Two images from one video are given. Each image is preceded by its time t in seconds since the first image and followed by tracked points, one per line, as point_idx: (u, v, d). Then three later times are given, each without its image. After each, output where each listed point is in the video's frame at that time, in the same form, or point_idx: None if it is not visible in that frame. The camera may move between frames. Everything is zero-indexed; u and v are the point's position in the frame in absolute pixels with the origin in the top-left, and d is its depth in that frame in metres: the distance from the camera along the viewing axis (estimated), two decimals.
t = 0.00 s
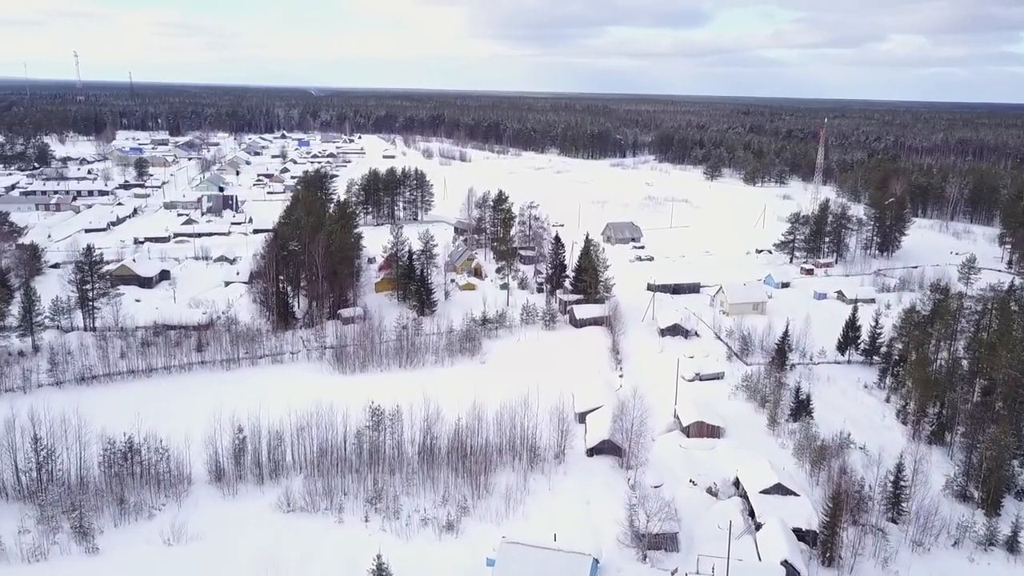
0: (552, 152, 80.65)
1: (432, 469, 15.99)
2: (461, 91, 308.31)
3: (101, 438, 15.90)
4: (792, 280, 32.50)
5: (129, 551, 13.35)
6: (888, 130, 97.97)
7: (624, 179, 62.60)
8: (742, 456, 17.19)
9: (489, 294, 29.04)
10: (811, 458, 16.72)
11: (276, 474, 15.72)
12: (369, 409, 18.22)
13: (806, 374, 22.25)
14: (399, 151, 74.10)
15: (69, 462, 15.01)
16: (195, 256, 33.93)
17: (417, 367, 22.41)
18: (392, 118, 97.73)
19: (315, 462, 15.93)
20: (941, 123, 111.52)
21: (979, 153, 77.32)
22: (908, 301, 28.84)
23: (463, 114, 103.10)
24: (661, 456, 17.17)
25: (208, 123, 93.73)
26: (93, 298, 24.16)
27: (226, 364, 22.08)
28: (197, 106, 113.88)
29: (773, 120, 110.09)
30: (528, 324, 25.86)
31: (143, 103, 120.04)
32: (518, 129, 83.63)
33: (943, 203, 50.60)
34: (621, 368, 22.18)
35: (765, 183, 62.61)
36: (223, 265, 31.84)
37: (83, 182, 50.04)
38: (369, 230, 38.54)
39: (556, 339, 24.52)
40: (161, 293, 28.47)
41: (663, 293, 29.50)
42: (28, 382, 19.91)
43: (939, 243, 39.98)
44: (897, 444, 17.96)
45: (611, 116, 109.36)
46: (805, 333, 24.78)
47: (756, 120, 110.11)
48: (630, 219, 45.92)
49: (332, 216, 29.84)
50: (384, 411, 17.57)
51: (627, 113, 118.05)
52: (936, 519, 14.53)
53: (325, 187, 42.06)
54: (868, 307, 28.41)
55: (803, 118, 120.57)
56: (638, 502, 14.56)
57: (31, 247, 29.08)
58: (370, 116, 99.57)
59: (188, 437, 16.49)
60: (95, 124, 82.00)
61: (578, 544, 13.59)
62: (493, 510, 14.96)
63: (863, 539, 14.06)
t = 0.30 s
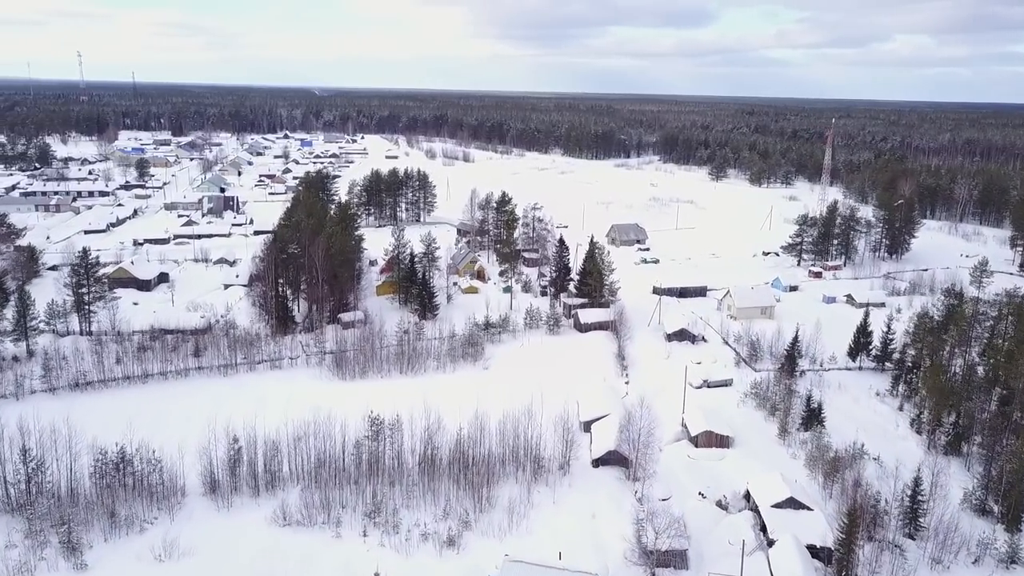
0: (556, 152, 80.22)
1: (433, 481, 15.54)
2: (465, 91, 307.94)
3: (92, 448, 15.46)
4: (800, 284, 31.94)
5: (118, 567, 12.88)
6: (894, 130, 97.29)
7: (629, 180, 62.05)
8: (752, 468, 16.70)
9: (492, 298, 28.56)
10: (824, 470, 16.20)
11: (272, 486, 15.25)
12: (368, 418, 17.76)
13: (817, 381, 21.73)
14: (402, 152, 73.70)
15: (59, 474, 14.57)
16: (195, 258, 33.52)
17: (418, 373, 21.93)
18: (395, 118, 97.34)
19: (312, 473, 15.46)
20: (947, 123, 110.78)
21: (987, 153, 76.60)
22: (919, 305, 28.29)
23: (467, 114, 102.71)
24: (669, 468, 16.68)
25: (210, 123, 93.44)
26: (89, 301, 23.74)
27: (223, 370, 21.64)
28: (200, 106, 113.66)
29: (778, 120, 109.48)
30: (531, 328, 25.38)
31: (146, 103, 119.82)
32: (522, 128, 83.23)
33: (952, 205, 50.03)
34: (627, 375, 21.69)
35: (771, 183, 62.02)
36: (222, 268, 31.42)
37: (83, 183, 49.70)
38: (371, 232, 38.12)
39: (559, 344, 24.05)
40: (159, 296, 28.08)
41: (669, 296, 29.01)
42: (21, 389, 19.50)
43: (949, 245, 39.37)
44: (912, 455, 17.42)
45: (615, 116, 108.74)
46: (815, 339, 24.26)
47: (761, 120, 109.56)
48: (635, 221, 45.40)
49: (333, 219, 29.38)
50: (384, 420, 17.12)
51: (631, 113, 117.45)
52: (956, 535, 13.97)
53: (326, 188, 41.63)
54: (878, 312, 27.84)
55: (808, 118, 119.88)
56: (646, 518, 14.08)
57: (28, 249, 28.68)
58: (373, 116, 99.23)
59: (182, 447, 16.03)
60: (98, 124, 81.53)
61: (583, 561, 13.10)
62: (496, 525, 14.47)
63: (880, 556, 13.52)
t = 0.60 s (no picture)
0: (560, 153, 79.76)
1: (433, 493, 15.06)
2: (468, 91, 307.47)
3: (83, 459, 15.00)
4: (809, 287, 31.39)
5: None
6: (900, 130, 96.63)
7: (634, 180, 61.54)
8: (763, 481, 16.20)
9: (495, 301, 28.10)
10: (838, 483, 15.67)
11: (268, 498, 14.78)
12: (368, 427, 17.30)
13: (828, 388, 21.21)
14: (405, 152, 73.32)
15: (48, 485, 14.11)
16: (194, 260, 33.11)
17: (419, 379, 21.47)
18: (398, 118, 96.99)
19: (309, 485, 14.99)
20: (954, 123, 110.18)
21: (995, 154, 75.97)
22: (931, 310, 27.73)
23: (470, 114, 102.28)
24: (677, 480, 16.18)
25: (213, 123, 93.14)
26: (85, 305, 23.33)
27: (221, 376, 21.21)
28: (203, 106, 113.43)
29: (783, 121, 108.83)
30: (535, 333, 24.89)
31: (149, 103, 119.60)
32: (526, 129, 82.75)
33: (961, 206, 49.43)
34: (633, 381, 21.18)
35: (777, 184, 61.49)
36: (222, 270, 31.01)
37: (84, 183, 49.37)
38: (373, 233, 37.71)
39: (563, 349, 23.59)
40: (157, 299, 27.69)
41: (675, 300, 28.53)
42: (13, 395, 19.06)
43: (959, 247, 38.80)
44: (927, 467, 16.87)
45: (619, 116, 108.22)
46: (825, 344, 23.74)
47: (766, 120, 108.93)
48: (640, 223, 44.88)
49: (334, 221, 28.94)
50: (384, 430, 16.66)
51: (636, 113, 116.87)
52: (977, 553, 13.42)
53: (328, 189, 41.21)
54: (889, 316, 27.29)
55: (814, 119, 119.23)
56: (654, 534, 13.61)
57: (25, 251, 28.28)
58: (376, 116, 98.85)
59: (175, 457, 15.56)
60: (100, 124, 81.21)
61: None
62: (499, 540, 13.98)
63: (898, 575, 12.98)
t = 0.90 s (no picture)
0: (564, 153, 79.25)
1: (434, 507, 14.57)
2: (471, 91, 307.89)
3: (73, 471, 14.55)
4: (818, 291, 30.85)
5: None
6: (907, 131, 95.94)
7: (638, 181, 61.04)
8: (774, 494, 15.70)
9: (498, 305, 27.62)
10: (852, 497, 15.13)
11: (263, 512, 14.28)
12: (367, 437, 16.82)
13: (839, 396, 20.67)
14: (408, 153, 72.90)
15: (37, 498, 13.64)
16: (193, 262, 32.70)
17: (420, 386, 20.99)
18: (401, 118, 96.61)
19: (306, 498, 14.52)
20: (960, 124, 109.44)
21: (1003, 155, 75.26)
22: (943, 314, 27.17)
23: (473, 114, 101.85)
24: (686, 493, 15.69)
25: (216, 123, 92.90)
26: (81, 309, 22.91)
27: (218, 382, 20.77)
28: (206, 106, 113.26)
29: (788, 121, 108.16)
30: (539, 338, 24.40)
31: (152, 103, 119.51)
32: (529, 129, 82.26)
33: (970, 208, 48.83)
34: (639, 389, 20.67)
35: (782, 185, 60.92)
36: (221, 273, 30.60)
37: (84, 184, 49.04)
38: (375, 235, 37.27)
39: (568, 354, 23.11)
40: (155, 302, 27.28)
41: (682, 303, 28.03)
42: (5, 403, 18.64)
43: (970, 249, 38.21)
44: (945, 480, 16.34)
45: (623, 117, 107.82)
46: (836, 351, 23.21)
47: (771, 121, 108.27)
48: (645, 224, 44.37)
49: (334, 223, 28.49)
50: (383, 440, 16.18)
51: (640, 114, 116.35)
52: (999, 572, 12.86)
53: (329, 190, 40.78)
54: (900, 321, 26.73)
55: (819, 119, 118.60)
56: (664, 553, 13.31)
57: (22, 253, 27.90)
58: (379, 116, 98.50)
59: (168, 469, 15.08)
60: (102, 124, 80.94)
61: None
62: (502, 557, 13.49)
63: None
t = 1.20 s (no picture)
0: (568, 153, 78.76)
1: (435, 522, 14.08)
2: (474, 90, 307.79)
3: (62, 483, 14.11)
4: (827, 294, 30.32)
5: None
6: (914, 131, 95.29)
7: (643, 182, 60.57)
8: (786, 508, 15.21)
9: (501, 309, 27.15)
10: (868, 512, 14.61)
11: (258, 526, 13.81)
12: (366, 448, 16.33)
13: (851, 404, 20.14)
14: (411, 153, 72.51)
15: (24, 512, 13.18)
16: (193, 264, 32.31)
17: (422, 394, 20.50)
18: (404, 118, 96.25)
19: (303, 511, 14.06)
20: (967, 124, 108.73)
21: (1011, 155, 74.58)
22: (955, 319, 26.63)
23: (477, 114, 101.45)
24: (695, 506, 15.21)
25: (218, 123, 92.65)
26: (76, 314, 22.49)
27: (215, 389, 20.32)
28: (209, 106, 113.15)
29: (794, 121, 107.46)
30: (544, 343, 23.89)
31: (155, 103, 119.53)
32: (533, 129, 81.78)
33: (980, 209, 48.23)
34: (646, 396, 20.17)
35: (788, 186, 60.35)
36: (221, 276, 30.18)
37: (85, 185, 48.69)
38: (377, 237, 36.84)
39: (573, 360, 22.60)
40: (153, 305, 26.86)
41: (689, 308, 27.53)
42: None
43: (981, 252, 37.64)
44: (963, 494, 15.83)
45: (627, 117, 107.38)
46: (848, 357, 22.70)
47: (776, 120, 107.58)
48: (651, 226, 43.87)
49: (335, 225, 28.05)
50: (383, 451, 15.71)
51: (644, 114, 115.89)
52: None
53: (331, 192, 40.37)
54: (912, 325, 26.19)
55: (824, 119, 118.01)
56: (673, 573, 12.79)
57: (19, 256, 27.50)
58: (382, 116, 98.13)
59: (161, 481, 14.62)
60: (105, 124, 80.64)
61: None
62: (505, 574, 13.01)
63: None
